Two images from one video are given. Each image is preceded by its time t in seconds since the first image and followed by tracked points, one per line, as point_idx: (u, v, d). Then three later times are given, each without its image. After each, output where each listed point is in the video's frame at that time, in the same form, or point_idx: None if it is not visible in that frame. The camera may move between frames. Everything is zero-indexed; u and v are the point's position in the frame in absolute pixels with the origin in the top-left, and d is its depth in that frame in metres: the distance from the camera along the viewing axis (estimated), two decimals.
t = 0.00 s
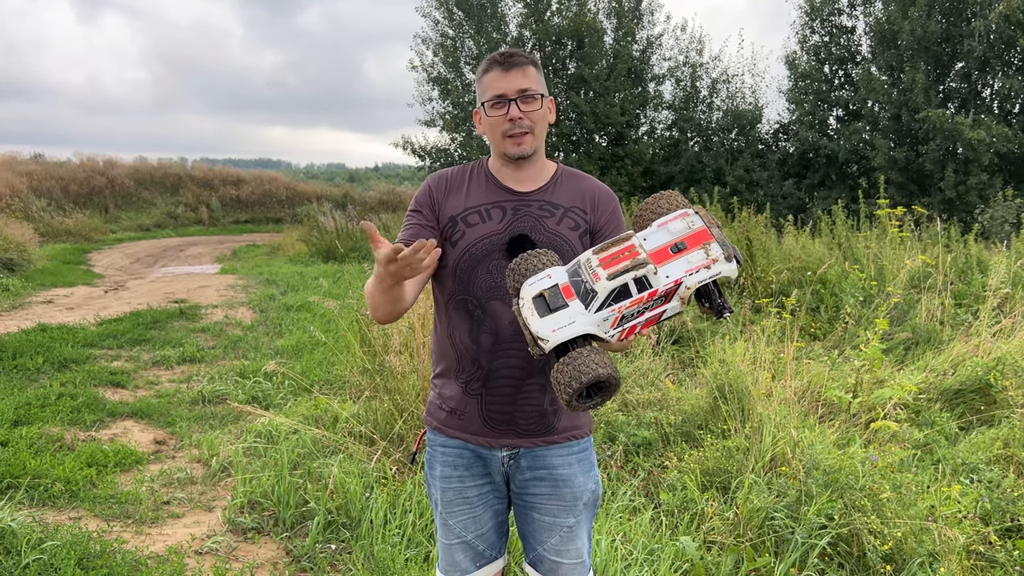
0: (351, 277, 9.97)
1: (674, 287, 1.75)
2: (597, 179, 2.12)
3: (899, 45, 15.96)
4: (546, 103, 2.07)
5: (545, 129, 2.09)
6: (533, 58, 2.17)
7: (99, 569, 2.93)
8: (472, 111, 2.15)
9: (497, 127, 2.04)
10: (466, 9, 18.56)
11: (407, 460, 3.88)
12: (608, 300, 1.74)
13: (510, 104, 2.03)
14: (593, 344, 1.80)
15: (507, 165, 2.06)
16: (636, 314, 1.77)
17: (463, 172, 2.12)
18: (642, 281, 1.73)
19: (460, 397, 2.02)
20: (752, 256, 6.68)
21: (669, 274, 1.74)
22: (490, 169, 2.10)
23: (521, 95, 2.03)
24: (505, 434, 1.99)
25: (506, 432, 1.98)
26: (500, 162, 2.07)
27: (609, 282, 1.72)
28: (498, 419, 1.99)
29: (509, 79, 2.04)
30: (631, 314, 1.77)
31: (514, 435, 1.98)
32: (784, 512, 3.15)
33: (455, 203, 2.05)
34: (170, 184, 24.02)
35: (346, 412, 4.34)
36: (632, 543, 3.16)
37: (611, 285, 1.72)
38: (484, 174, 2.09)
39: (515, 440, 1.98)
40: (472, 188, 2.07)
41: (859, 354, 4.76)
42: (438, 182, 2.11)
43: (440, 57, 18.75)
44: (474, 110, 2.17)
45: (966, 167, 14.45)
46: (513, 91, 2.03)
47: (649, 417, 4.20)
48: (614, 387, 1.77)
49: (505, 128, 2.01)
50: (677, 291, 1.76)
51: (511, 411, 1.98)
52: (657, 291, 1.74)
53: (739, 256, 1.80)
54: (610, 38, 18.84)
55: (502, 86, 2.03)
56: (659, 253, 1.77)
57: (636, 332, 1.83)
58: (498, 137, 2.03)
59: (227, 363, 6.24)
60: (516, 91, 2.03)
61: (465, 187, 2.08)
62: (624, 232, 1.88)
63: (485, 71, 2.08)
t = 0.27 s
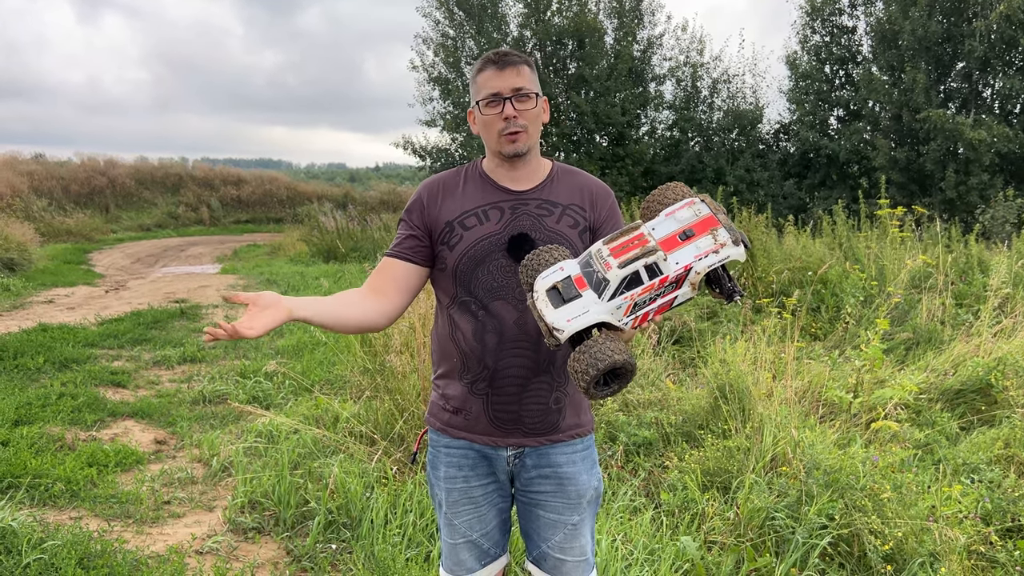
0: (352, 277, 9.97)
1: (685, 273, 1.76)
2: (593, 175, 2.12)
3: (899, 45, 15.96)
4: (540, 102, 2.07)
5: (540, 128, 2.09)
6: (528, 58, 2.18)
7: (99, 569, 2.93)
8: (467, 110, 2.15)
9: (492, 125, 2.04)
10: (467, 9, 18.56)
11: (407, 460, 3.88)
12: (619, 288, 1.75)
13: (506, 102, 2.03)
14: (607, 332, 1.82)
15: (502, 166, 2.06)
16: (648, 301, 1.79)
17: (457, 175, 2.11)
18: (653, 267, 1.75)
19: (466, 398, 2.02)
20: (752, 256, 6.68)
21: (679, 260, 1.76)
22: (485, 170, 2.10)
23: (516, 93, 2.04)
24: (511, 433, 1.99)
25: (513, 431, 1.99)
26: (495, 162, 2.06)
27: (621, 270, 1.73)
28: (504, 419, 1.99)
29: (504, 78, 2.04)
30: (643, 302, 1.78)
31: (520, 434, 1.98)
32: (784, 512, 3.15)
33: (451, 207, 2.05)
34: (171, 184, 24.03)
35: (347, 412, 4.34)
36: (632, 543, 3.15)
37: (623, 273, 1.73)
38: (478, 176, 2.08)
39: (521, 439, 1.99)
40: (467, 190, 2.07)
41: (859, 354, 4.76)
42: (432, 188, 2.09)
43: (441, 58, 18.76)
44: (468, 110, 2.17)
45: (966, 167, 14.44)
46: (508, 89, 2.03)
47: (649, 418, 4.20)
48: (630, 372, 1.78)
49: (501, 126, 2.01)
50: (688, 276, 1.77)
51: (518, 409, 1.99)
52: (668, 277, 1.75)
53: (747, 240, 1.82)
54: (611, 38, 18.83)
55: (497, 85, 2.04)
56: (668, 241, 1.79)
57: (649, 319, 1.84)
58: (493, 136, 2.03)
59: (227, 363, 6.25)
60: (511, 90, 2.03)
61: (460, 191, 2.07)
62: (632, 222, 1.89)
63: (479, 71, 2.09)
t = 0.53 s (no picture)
0: (352, 277, 9.97)
1: (677, 267, 1.76)
2: (586, 173, 2.12)
3: (900, 45, 15.96)
4: (531, 104, 2.06)
5: (531, 129, 2.09)
6: (518, 57, 2.15)
7: (100, 569, 2.93)
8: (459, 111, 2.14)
9: (483, 129, 2.03)
10: (467, 9, 18.56)
11: (407, 460, 3.89)
12: (612, 281, 1.75)
13: (496, 107, 2.02)
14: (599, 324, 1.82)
15: (495, 168, 2.07)
16: (641, 296, 1.78)
17: (451, 177, 2.12)
18: (646, 261, 1.74)
19: (461, 398, 2.02)
20: (753, 256, 6.68)
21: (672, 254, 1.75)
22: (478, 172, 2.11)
23: (507, 97, 2.02)
24: (506, 432, 1.99)
25: (508, 430, 1.99)
26: (488, 164, 2.07)
27: (614, 263, 1.73)
28: (500, 418, 1.99)
29: (495, 81, 2.03)
30: (636, 295, 1.78)
31: (515, 433, 1.99)
32: (785, 512, 3.15)
33: (446, 209, 2.05)
34: (172, 184, 24.04)
35: (347, 412, 4.34)
36: (632, 543, 3.15)
37: (616, 266, 1.73)
38: (473, 178, 2.09)
39: (516, 438, 1.99)
40: (461, 192, 2.07)
41: (860, 354, 4.75)
42: (427, 192, 2.10)
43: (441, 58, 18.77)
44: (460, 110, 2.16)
45: (967, 168, 14.44)
46: (499, 93, 2.02)
47: (649, 418, 4.20)
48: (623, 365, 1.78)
49: (491, 130, 2.00)
50: (681, 271, 1.77)
51: (513, 409, 1.99)
52: (661, 271, 1.75)
53: (742, 236, 1.81)
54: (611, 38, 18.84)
55: (487, 89, 2.02)
56: (662, 236, 1.78)
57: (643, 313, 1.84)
58: (484, 140, 2.03)
59: (227, 363, 6.25)
60: (501, 94, 2.02)
61: (454, 193, 2.07)
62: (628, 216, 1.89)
63: (470, 73, 2.07)
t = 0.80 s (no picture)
0: (352, 278, 9.98)
1: (663, 252, 1.76)
2: (579, 171, 2.13)
3: (900, 45, 15.96)
4: (521, 105, 2.07)
5: (522, 129, 2.10)
6: (510, 57, 2.15)
7: (100, 569, 2.93)
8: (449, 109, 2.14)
9: (473, 131, 2.04)
10: (467, 10, 18.56)
11: (407, 460, 3.89)
12: (597, 264, 1.76)
13: (486, 108, 2.03)
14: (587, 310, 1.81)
15: (487, 167, 2.08)
16: (627, 280, 1.78)
17: (445, 176, 2.12)
18: (630, 244, 1.76)
19: (458, 397, 2.03)
20: (753, 256, 6.69)
21: (657, 239, 1.76)
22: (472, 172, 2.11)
23: (497, 99, 2.03)
24: (503, 431, 1.99)
25: (504, 429, 1.99)
26: (480, 164, 2.08)
27: (598, 246, 1.75)
28: (496, 417, 1.99)
29: (485, 83, 2.03)
30: (621, 280, 1.78)
31: (512, 432, 1.99)
32: (785, 513, 3.15)
33: (440, 208, 2.05)
34: (172, 185, 24.04)
35: (347, 412, 4.34)
36: (632, 544, 3.16)
37: (600, 249, 1.75)
38: (467, 176, 2.10)
39: (513, 436, 1.99)
40: (456, 192, 2.07)
41: (860, 354, 4.75)
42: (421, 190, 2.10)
43: (441, 58, 18.77)
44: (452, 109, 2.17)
45: (967, 168, 14.44)
46: (489, 95, 2.03)
47: (649, 418, 4.20)
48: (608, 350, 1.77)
49: (481, 133, 2.02)
50: (667, 255, 1.76)
51: (509, 408, 1.99)
52: (646, 255, 1.75)
53: (730, 221, 1.80)
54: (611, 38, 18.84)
55: (477, 91, 2.03)
56: (649, 222, 1.80)
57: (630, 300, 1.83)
58: (475, 141, 2.05)
59: (227, 364, 6.25)
60: (491, 96, 2.02)
61: (448, 192, 2.07)
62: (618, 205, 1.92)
63: (461, 73, 2.07)
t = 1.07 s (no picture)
0: (352, 278, 9.98)
1: (661, 246, 1.78)
2: (579, 172, 2.13)
3: (899, 46, 15.97)
4: (525, 102, 2.07)
5: (524, 129, 2.09)
6: (520, 62, 2.18)
7: (99, 570, 2.93)
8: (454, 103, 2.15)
9: (477, 119, 2.04)
10: (467, 11, 18.57)
11: (407, 460, 3.89)
12: (595, 258, 1.77)
13: (491, 98, 2.03)
14: (586, 304, 1.82)
15: (487, 167, 2.07)
16: (627, 274, 1.79)
17: (443, 177, 2.11)
18: (628, 238, 1.78)
19: (457, 400, 2.03)
20: (752, 257, 6.69)
21: (655, 232, 1.78)
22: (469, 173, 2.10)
23: (504, 90, 2.04)
24: (503, 433, 2.00)
25: (504, 432, 1.99)
26: (479, 161, 2.07)
27: (597, 240, 1.76)
28: (496, 420, 2.00)
29: (493, 74, 2.05)
30: (621, 274, 1.79)
31: (512, 434, 1.99)
32: (784, 514, 3.15)
33: (439, 211, 2.04)
34: (172, 185, 24.05)
35: (346, 413, 4.34)
36: (632, 544, 3.16)
37: (599, 243, 1.76)
38: (465, 178, 2.08)
39: (513, 439, 1.99)
40: (454, 194, 2.06)
41: (859, 355, 4.76)
42: (419, 192, 2.09)
43: (441, 59, 18.78)
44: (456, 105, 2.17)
45: (966, 169, 14.46)
46: (496, 86, 2.04)
47: (649, 419, 4.20)
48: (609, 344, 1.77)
49: (485, 120, 2.01)
50: (665, 248, 1.78)
51: (509, 411, 1.99)
52: (644, 249, 1.78)
53: (727, 214, 1.83)
54: (611, 39, 18.86)
55: (485, 81, 2.05)
56: (647, 217, 1.82)
57: (630, 294, 1.84)
58: (478, 130, 2.04)
59: (227, 364, 6.25)
60: (498, 87, 2.04)
61: (447, 194, 2.06)
62: (617, 201, 1.93)
63: (469, 66, 2.10)
